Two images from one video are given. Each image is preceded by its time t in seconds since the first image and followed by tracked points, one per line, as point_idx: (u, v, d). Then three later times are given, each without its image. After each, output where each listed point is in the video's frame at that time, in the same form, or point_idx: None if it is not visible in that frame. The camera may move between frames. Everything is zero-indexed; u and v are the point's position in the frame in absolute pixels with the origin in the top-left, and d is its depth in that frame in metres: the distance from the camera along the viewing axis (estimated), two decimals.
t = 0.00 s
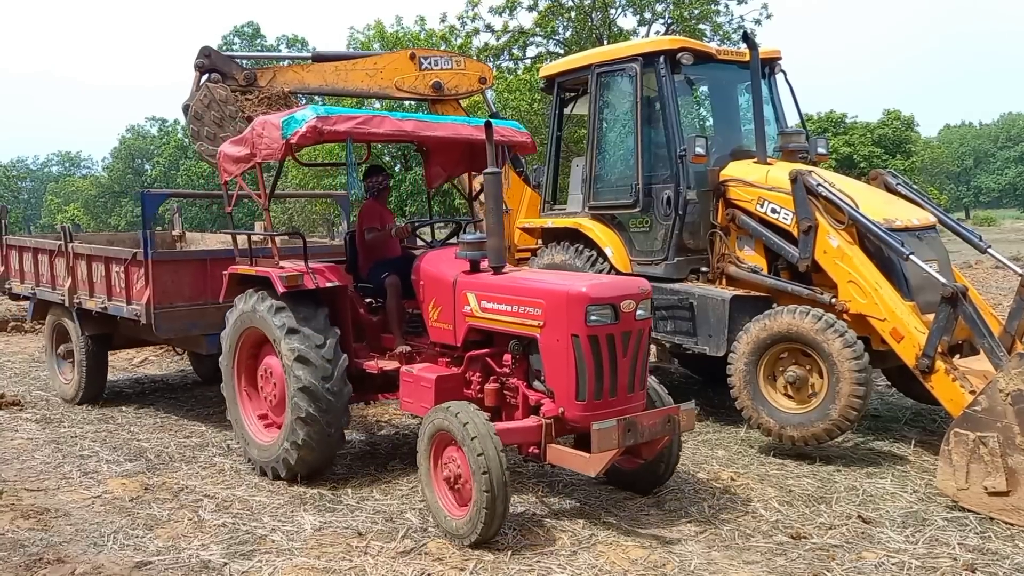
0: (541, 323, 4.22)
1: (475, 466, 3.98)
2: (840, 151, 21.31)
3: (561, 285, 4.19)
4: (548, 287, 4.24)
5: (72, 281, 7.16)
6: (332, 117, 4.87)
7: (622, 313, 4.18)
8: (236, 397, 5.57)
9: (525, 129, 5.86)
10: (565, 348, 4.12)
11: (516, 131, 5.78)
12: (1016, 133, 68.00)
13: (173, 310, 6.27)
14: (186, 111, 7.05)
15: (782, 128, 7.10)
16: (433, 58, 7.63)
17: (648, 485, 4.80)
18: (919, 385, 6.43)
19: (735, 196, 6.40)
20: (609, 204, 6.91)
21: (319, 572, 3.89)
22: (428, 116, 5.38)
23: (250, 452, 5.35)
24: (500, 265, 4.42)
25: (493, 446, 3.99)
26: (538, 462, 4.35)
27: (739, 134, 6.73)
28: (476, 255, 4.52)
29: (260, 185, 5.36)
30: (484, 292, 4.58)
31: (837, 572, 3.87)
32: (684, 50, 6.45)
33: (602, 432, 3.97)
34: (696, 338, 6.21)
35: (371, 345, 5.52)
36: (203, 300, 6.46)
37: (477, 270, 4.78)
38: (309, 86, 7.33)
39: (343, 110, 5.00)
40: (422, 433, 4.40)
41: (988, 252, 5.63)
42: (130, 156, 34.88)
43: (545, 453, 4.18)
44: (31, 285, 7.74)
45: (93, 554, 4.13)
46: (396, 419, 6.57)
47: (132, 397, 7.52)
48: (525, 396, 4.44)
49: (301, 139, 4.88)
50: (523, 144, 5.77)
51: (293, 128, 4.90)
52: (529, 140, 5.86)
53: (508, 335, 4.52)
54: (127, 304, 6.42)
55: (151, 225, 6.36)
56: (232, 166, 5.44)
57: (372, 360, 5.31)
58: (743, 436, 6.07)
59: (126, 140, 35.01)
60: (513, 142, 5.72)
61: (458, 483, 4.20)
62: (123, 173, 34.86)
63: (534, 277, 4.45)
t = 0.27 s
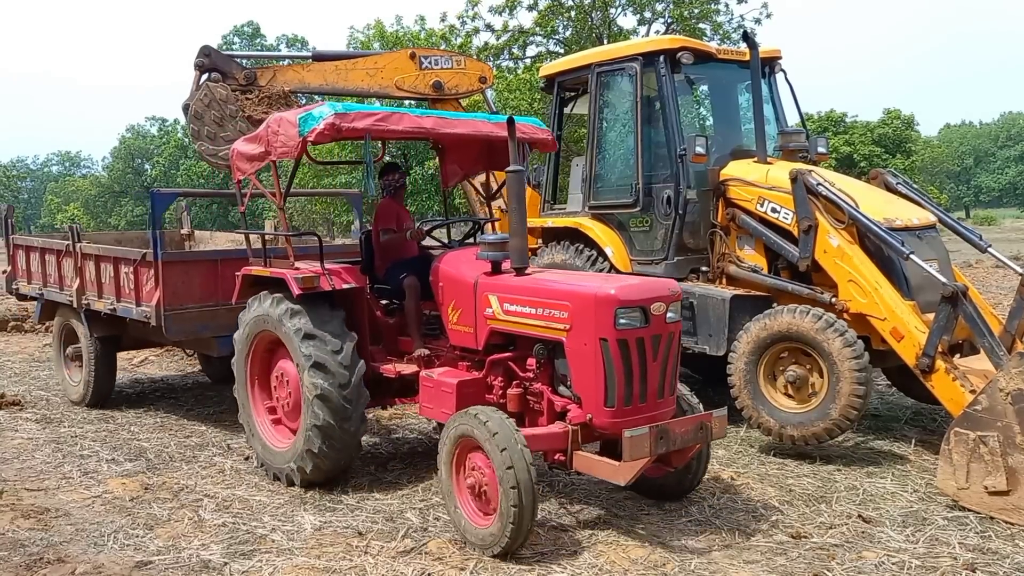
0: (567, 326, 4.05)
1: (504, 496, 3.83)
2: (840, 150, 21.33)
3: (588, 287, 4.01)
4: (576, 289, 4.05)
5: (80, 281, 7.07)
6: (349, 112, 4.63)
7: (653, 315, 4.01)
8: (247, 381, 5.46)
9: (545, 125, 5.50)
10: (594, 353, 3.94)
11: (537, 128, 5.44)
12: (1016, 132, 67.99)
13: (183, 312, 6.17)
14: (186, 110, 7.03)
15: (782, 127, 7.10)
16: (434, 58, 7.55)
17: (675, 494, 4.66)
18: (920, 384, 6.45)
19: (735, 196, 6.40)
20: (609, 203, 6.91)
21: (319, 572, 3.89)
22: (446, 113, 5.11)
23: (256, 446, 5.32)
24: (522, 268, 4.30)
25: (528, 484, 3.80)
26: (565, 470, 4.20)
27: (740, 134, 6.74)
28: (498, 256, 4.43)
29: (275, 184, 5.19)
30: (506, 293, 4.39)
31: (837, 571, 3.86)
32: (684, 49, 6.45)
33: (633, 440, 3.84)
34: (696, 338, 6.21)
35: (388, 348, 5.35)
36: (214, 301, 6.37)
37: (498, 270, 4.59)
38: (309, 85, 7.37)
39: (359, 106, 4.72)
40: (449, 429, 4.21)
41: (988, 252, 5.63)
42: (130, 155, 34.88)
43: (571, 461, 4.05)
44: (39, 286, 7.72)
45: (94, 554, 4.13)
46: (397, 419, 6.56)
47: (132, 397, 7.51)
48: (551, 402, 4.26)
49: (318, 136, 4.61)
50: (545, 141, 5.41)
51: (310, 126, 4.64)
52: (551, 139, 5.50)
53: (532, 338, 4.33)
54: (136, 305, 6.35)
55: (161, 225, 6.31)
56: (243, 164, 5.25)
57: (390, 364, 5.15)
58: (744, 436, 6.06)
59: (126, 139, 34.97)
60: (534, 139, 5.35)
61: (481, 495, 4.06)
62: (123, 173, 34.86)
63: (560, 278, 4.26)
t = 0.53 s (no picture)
0: (591, 328, 3.91)
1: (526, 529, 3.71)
2: (840, 150, 21.35)
3: (612, 286, 3.88)
4: (600, 289, 3.92)
5: (90, 283, 6.96)
6: (361, 109, 4.61)
7: (680, 316, 3.87)
8: (262, 366, 5.31)
9: (565, 121, 5.43)
10: (619, 355, 3.80)
11: (555, 122, 5.37)
12: (1016, 132, 67.98)
13: (196, 315, 6.02)
14: (188, 110, 7.05)
15: (783, 127, 7.10)
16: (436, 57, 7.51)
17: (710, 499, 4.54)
18: (920, 384, 6.47)
19: (735, 195, 6.40)
20: (609, 203, 6.90)
21: (320, 572, 3.89)
22: (463, 108, 5.08)
23: (263, 438, 5.27)
24: (543, 267, 4.20)
25: (550, 529, 3.67)
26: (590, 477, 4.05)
27: (740, 133, 6.74)
28: (520, 254, 4.26)
29: (287, 184, 5.14)
30: (527, 294, 4.25)
31: (837, 571, 3.86)
32: (685, 49, 6.45)
33: (661, 447, 3.67)
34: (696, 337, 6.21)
35: (405, 351, 5.23)
36: (228, 303, 6.20)
37: (518, 270, 4.44)
38: (310, 84, 7.40)
39: (374, 103, 4.72)
40: (483, 428, 4.01)
41: (989, 251, 5.62)
42: (130, 155, 34.87)
43: (596, 468, 3.90)
44: (48, 287, 7.64)
45: (94, 554, 4.13)
46: (398, 419, 6.57)
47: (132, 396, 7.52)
48: (574, 406, 4.13)
49: (331, 133, 4.59)
50: (564, 136, 5.33)
51: (324, 123, 4.63)
52: (570, 134, 5.41)
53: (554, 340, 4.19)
54: (148, 308, 6.21)
55: (173, 225, 6.14)
56: (255, 163, 5.22)
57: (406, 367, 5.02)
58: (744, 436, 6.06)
59: (126, 140, 34.99)
60: (552, 135, 5.30)
61: (500, 506, 3.95)
62: (123, 172, 34.87)
63: (584, 279, 4.11)
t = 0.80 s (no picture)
0: (614, 332, 3.86)
1: (537, 552, 3.68)
2: (840, 150, 21.36)
3: (636, 289, 3.82)
4: (623, 292, 3.86)
5: (97, 282, 6.96)
6: (378, 106, 4.55)
7: (706, 320, 3.81)
8: (274, 359, 5.25)
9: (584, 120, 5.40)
10: (643, 359, 3.75)
11: (574, 121, 5.33)
12: (1016, 132, 67.98)
13: (205, 315, 6.02)
14: (166, 98, 6.93)
15: (783, 127, 7.10)
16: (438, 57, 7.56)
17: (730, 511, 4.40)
18: (920, 384, 6.48)
19: (735, 195, 6.40)
20: (609, 203, 6.88)
21: (320, 572, 3.89)
22: (481, 106, 5.02)
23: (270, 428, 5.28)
24: (563, 268, 4.19)
25: (562, 561, 3.62)
26: (610, 484, 3.99)
27: (739, 133, 6.75)
28: (538, 256, 4.27)
29: (301, 185, 5.12)
30: (547, 296, 4.19)
31: (837, 571, 3.86)
32: (685, 49, 6.44)
33: (688, 455, 3.61)
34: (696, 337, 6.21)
35: (418, 353, 5.23)
36: (236, 304, 6.20)
37: (536, 271, 4.40)
38: (312, 83, 7.30)
39: (391, 100, 4.65)
40: (517, 438, 3.82)
41: (989, 251, 5.62)
42: (130, 155, 34.89)
43: (617, 474, 3.85)
44: (54, 287, 7.64)
45: (94, 555, 4.13)
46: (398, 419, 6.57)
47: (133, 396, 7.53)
48: (595, 412, 4.05)
49: (347, 130, 4.51)
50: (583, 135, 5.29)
51: (339, 119, 4.56)
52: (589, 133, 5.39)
53: (575, 343, 4.14)
54: (156, 308, 6.20)
55: (182, 224, 6.13)
56: (267, 162, 5.23)
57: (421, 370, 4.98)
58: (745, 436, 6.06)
59: (126, 140, 35.02)
60: (571, 133, 5.26)
61: (516, 510, 3.89)
62: (123, 172, 34.90)
63: (606, 281, 4.06)
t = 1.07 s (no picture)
0: (622, 332, 3.86)
1: (540, 559, 3.68)
2: (839, 149, 21.36)
3: (645, 290, 3.82)
4: (630, 293, 3.86)
5: (100, 283, 6.97)
6: (383, 105, 4.54)
7: (715, 321, 3.80)
8: (278, 357, 5.25)
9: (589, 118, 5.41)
10: (651, 361, 3.75)
11: (579, 120, 5.34)
12: (1016, 131, 67.97)
13: (208, 316, 6.02)
14: (158, 66, 6.90)
15: (783, 127, 7.10)
16: (443, 58, 7.57)
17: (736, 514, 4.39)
18: (920, 383, 6.48)
19: (735, 194, 6.40)
20: (609, 203, 6.88)
21: (320, 572, 3.89)
22: (486, 104, 5.02)
23: (272, 422, 5.29)
24: (569, 268, 4.18)
25: (564, 571, 3.63)
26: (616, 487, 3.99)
27: (739, 132, 6.75)
28: (544, 256, 4.26)
29: (304, 184, 5.11)
30: (553, 297, 4.20)
31: (837, 571, 3.86)
32: (685, 48, 6.44)
33: (696, 457, 3.61)
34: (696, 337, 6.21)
35: (424, 354, 5.23)
36: (239, 304, 6.20)
37: (543, 272, 4.40)
38: (313, 81, 7.26)
39: (396, 99, 4.64)
40: (529, 444, 3.79)
41: (989, 250, 5.62)
42: (130, 155, 34.90)
43: (624, 476, 3.84)
44: (56, 287, 7.64)
45: (95, 555, 4.13)
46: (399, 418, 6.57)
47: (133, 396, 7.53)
48: (602, 413, 4.04)
49: (351, 129, 4.53)
50: (589, 134, 5.30)
51: (344, 118, 4.56)
52: (595, 132, 5.40)
53: (582, 344, 4.13)
54: (159, 309, 6.20)
55: (184, 224, 6.13)
56: (271, 161, 5.22)
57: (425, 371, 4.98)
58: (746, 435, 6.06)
59: (126, 140, 35.04)
60: (576, 131, 5.27)
61: (521, 512, 3.89)
62: (123, 172, 34.92)
63: (613, 282, 4.07)
